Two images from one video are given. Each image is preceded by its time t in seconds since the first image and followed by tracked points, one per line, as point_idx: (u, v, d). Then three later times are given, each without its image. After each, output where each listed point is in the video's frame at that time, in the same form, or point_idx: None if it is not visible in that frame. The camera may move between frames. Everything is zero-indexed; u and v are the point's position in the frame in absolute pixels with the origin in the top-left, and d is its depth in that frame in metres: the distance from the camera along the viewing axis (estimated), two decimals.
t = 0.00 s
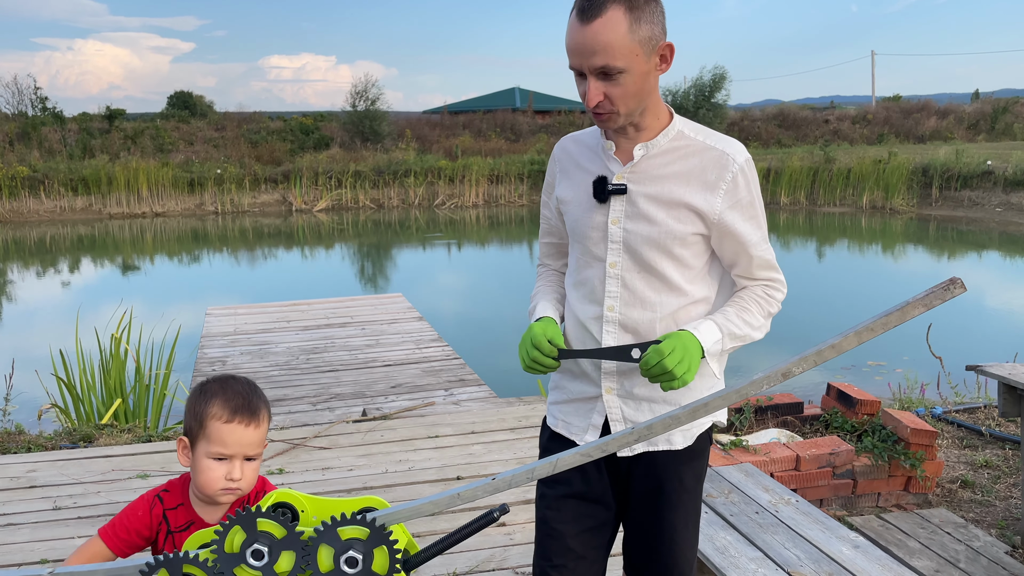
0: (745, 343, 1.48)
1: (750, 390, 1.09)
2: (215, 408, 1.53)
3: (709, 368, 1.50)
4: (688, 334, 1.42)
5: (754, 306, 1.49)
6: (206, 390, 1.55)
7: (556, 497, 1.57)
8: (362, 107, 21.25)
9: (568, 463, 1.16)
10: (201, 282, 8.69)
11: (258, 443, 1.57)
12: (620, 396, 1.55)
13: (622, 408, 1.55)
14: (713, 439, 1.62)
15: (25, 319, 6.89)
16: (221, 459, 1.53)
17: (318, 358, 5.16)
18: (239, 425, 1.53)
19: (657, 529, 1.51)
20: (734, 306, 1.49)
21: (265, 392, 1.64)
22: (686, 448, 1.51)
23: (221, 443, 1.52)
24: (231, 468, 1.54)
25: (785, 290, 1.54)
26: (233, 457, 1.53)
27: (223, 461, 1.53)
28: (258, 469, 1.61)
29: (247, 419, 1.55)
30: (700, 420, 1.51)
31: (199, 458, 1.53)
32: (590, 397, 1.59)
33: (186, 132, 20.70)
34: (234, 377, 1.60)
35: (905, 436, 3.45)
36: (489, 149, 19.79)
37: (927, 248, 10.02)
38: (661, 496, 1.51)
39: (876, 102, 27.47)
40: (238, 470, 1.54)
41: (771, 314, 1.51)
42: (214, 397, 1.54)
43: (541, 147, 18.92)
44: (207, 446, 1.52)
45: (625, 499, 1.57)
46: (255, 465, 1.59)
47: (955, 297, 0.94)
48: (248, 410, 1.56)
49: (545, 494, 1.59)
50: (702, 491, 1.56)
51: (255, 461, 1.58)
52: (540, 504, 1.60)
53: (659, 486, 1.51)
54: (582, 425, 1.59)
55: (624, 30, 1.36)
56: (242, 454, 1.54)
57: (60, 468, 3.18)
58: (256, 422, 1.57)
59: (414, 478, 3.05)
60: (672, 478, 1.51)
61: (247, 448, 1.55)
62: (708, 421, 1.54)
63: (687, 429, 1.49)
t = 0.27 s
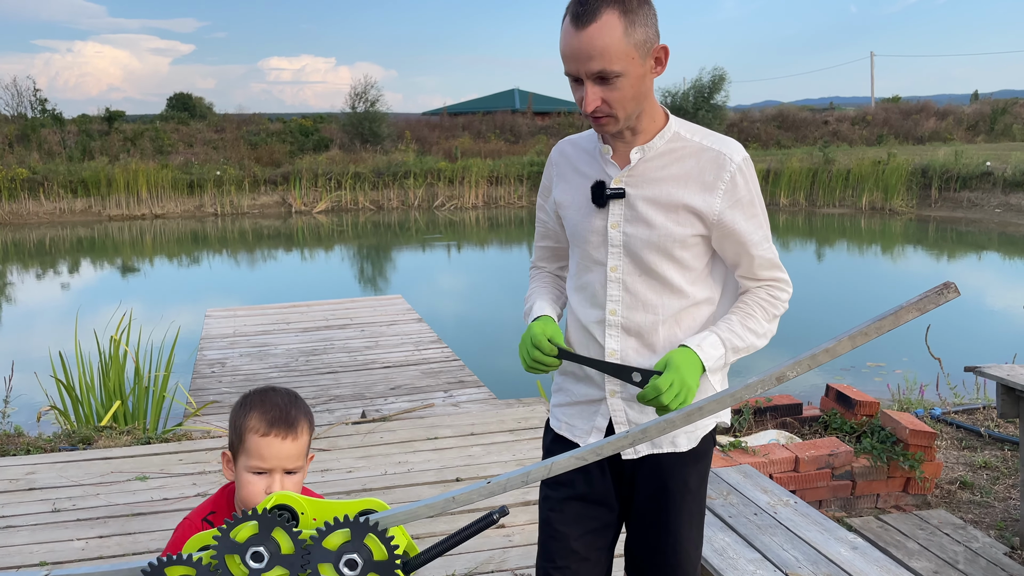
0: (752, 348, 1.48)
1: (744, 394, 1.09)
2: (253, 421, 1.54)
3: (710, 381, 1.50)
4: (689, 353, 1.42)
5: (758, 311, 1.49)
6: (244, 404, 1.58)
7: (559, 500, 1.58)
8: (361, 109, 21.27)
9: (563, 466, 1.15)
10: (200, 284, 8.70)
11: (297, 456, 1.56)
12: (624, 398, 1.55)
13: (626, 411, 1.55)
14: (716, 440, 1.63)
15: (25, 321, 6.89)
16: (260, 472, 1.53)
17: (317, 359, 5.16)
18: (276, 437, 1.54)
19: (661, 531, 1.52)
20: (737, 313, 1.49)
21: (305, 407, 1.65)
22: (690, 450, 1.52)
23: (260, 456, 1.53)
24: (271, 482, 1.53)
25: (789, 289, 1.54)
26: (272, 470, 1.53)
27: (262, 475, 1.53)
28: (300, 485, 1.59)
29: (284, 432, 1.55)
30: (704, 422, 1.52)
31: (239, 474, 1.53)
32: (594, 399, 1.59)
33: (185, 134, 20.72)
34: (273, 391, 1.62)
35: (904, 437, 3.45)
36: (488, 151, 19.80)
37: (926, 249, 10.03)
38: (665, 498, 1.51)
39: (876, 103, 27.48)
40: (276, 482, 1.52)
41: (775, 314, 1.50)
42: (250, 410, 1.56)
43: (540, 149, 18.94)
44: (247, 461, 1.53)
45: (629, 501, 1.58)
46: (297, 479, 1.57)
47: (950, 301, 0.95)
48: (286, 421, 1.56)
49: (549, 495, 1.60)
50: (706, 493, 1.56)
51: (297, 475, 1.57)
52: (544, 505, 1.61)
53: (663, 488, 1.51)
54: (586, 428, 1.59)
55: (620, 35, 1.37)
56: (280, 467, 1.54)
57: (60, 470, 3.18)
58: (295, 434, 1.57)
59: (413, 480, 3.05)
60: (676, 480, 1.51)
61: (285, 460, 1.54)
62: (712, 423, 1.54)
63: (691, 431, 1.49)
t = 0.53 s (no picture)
0: (747, 358, 1.49)
1: (743, 399, 1.09)
2: (282, 433, 1.55)
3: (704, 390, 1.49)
4: (683, 368, 1.41)
5: (753, 319, 1.49)
6: (279, 415, 1.60)
7: (558, 502, 1.58)
8: (360, 111, 21.27)
9: (561, 471, 1.15)
10: (199, 286, 8.71)
11: (328, 466, 1.56)
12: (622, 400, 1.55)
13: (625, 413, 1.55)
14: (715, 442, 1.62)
15: (24, 323, 6.89)
16: (291, 483, 1.54)
17: (316, 362, 5.16)
18: (303, 449, 1.54)
19: (660, 533, 1.52)
20: (732, 323, 1.49)
21: (340, 417, 1.65)
22: (688, 452, 1.51)
23: (292, 467, 1.54)
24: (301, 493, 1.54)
25: (786, 296, 1.54)
26: (303, 481, 1.54)
27: (294, 485, 1.54)
28: (336, 496, 1.60)
29: (312, 442, 1.55)
30: (702, 425, 1.52)
31: (274, 484, 1.55)
32: (592, 402, 1.59)
33: (184, 136, 20.73)
34: (307, 401, 1.63)
35: (903, 439, 3.45)
36: (487, 153, 19.81)
37: (925, 251, 10.04)
38: (663, 500, 1.51)
39: (874, 105, 27.51)
40: (306, 493, 1.53)
41: (770, 322, 1.50)
42: (283, 421, 1.57)
43: (539, 151, 18.95)
44: (279, 472, 1.55)
45: (628, 503, 1.58)
46: (331, 490, 1.57)
47: (949, 306, 0.95)
48: (318, 431, 1.56)
49: (547, 498, 1.59)
50: (705, 495, 1.56)
51: (329, 486, 1.57)
52: (542, 508, 1.61)
53: (661, 491, 1.51)
54: (584, 430, 1.59)
55: (645, 20, 1.40)
56: (311, 478, 1.54)
57: (58, 473, 3.18)
58: (326, 445, 1.57)
59: (412, 483, 3.05)
60: (675, 482, 1.51)
61: (317, 471, 1.55)
62: (710, 426, 1.54)
63: (689, 433, 1.49)
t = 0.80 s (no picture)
0: (732, 367, 1.49)
1: (740, 403, 1.10)
2: (289, 429, 1.56)
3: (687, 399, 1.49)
4: (663, 379, 1.43)
5: (738, 329, 1.50)
6: (287, 410, 1.61)
7: (552, 505, 1.58)
8: (359, 114, 21.28)
9: (559, 475, 1.15)
10: (197, 289, 8.70)
11: (335, 460, 1.56)
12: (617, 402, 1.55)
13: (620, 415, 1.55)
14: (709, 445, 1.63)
15: (22, 326, 6.89)
16: (301, 477, 1.55)
17: (314, 365, 5.16)
18: (309, 444, 1.54)
19: (654, 536, 1.52)
20: (717, 332, 1.49)
21: (348, 409, 1.64)
22: (682, 455, 1.52)
23: (300, 461, 1.55)
24: (312, 486, 1.55)
25: (775, 307, 1.54)
26: (312, 474, 1.55)
27: (303, 479, 1.55)
28: (349, 486, 1.60)
29: (318, 436, 1.55)
30: (696, 428, 1.52)
31: (288, 479, 1.58)
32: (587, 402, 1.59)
33: (183, 139, 20.73)
34: (313, 395, 1.63)
35: (900, 441, 3.46)
36: (486, 156, 19.83)
37: (923, 254, 10.05)
38: (658, 503, 1.52)
39: (872, 107, 27.56)
40: (315, 486, 1.54)
41: (758, 333, 1.51)
42: (290, 415, 1.59)
43: (537, 154, 18.97)
44: (290, 467, 1.57)
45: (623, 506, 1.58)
46: (342, 482, 1.58)
47: (945, 310, 0.95)
48: (323, 425, 1.57)
49: (542, 501, 1.59)
50: (699, 498, 1.56)
51: (340, 477, 1.58)
52: (537, 511, 1.61)
53: (655, 494, 1.52)
54: (579, 431, 1.59)
55: (675, 13, 1.44)
56: (320, 471, 1.55)
57: (55, 477, 3.18)
58: (332, 437, 1.57)
59: (410, 486, 3.05)
60: (670, 485, 1.51)
61: (324, 464, 1.55)
62: (704, 429, 1.55)
63: (684, 436, 1.49)
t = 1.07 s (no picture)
0: (721, 372, 1.50)
1: (723, 405, 1.10)
2: (279, 417, 1.56)
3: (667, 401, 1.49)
4: (649, 376, 1.43)
5: (728, 334, 1.50)
6: (276, 398, 1.61)
7: (548, 509, 1.58)
8: (357, 117, 21.28)
9: (543, 478, 1.15)
10: (193, 293, 8.68)
11: (329, 443, 1.56)
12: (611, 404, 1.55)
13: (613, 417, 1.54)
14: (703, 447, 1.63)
15: (18, 330, 6.87)
16: (297, 463, 1.56)
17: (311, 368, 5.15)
18: (300, 431, 1.54)
19: (650, 539, 1.52)
20: (707, 336, 1.50)
21: (336, 391, 1.63)
22: (677, 458, 1.52)
23: (294, 448, 1.55)
24: (310, 470, 1.56)
25: (767, 314, 1.54)
26: (307, 459, 1.55)
27: (300, 465, 1.56)
28: (347, 465, 1.61)
29: (307, 421, 1.55)
30: (691, 430, 1.52)
31: (285, 466, 1.58)
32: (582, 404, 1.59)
33: (180, 142, 20.73)
34: (299, 380, 1.63)
35: (897, 443, 3.46)
36: (484, 158, 19.85)
37: (921, 256, 10.06)
38: (654, 506, 1.52)
39: (869, 110, 27.62)
40: (312, 470, 1.55)
41: (749, 339, 1.51)
42: (279, 404, 1.58)
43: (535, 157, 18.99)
44: (285, 455, 1.57)
45: (618, 509, 1.58)
46: (339, 462, 1.59)
47: (926, 312, 0.96)
48: (312, 409, 1.56)
49: (537, 504, 1.59)
50: (694, 501, 1.56)
51: (336, 458, 1.59)
52: (532, 515, 1.61)
53: (650, 496, 1.52)
54: (574, 434, 1.59)
55: (679, 17, 1.44)
56: (314, 456, 1.55)
57: (51, 480, 3.17)
58: (322, 420, 1.57)
59: (406, 489, 3.05)
60: (666, 488, 1.52)
61: (318, 448, 1.56)
62: (699, 431, 1.55)
63: (679, 438, 1.49)
